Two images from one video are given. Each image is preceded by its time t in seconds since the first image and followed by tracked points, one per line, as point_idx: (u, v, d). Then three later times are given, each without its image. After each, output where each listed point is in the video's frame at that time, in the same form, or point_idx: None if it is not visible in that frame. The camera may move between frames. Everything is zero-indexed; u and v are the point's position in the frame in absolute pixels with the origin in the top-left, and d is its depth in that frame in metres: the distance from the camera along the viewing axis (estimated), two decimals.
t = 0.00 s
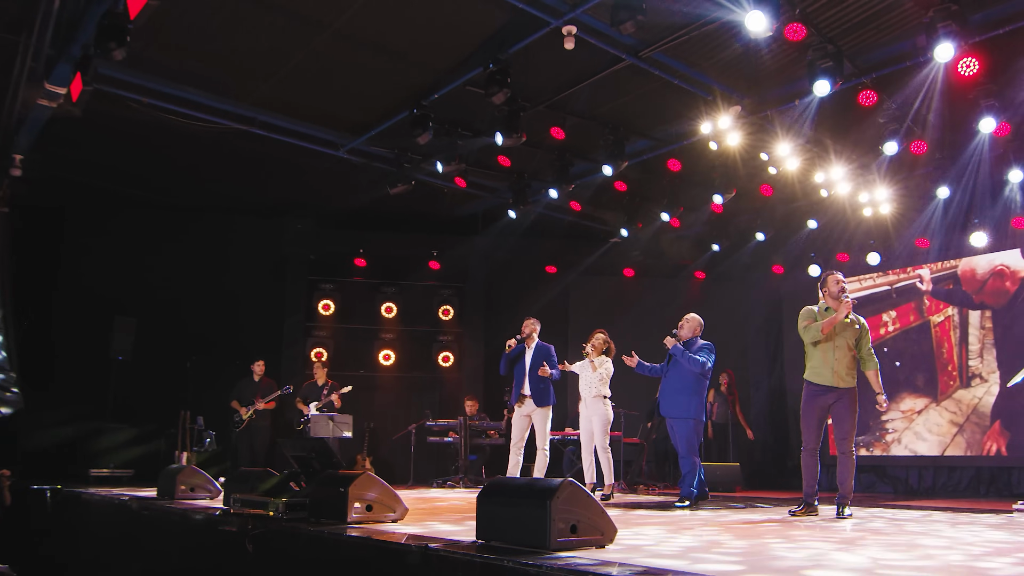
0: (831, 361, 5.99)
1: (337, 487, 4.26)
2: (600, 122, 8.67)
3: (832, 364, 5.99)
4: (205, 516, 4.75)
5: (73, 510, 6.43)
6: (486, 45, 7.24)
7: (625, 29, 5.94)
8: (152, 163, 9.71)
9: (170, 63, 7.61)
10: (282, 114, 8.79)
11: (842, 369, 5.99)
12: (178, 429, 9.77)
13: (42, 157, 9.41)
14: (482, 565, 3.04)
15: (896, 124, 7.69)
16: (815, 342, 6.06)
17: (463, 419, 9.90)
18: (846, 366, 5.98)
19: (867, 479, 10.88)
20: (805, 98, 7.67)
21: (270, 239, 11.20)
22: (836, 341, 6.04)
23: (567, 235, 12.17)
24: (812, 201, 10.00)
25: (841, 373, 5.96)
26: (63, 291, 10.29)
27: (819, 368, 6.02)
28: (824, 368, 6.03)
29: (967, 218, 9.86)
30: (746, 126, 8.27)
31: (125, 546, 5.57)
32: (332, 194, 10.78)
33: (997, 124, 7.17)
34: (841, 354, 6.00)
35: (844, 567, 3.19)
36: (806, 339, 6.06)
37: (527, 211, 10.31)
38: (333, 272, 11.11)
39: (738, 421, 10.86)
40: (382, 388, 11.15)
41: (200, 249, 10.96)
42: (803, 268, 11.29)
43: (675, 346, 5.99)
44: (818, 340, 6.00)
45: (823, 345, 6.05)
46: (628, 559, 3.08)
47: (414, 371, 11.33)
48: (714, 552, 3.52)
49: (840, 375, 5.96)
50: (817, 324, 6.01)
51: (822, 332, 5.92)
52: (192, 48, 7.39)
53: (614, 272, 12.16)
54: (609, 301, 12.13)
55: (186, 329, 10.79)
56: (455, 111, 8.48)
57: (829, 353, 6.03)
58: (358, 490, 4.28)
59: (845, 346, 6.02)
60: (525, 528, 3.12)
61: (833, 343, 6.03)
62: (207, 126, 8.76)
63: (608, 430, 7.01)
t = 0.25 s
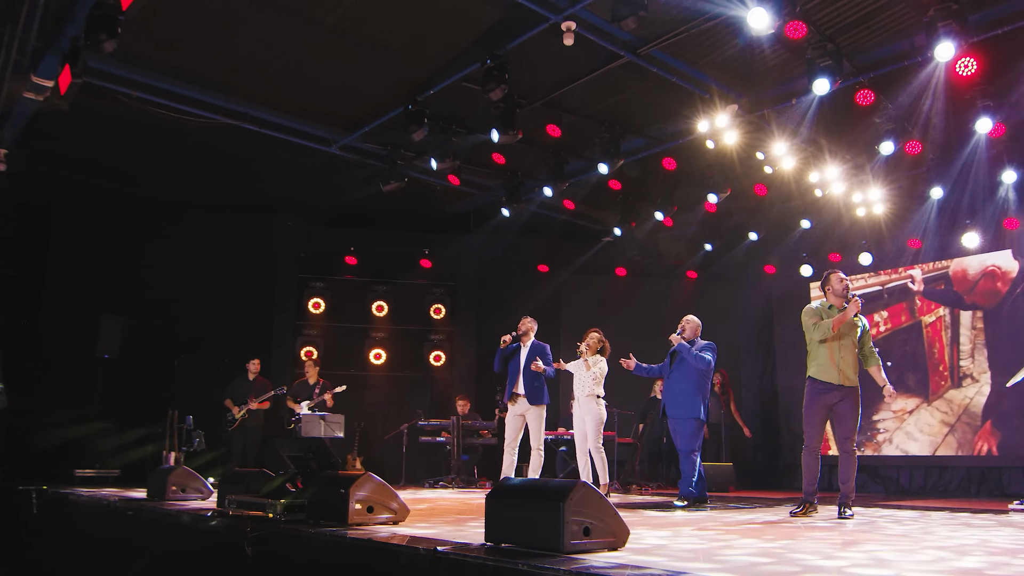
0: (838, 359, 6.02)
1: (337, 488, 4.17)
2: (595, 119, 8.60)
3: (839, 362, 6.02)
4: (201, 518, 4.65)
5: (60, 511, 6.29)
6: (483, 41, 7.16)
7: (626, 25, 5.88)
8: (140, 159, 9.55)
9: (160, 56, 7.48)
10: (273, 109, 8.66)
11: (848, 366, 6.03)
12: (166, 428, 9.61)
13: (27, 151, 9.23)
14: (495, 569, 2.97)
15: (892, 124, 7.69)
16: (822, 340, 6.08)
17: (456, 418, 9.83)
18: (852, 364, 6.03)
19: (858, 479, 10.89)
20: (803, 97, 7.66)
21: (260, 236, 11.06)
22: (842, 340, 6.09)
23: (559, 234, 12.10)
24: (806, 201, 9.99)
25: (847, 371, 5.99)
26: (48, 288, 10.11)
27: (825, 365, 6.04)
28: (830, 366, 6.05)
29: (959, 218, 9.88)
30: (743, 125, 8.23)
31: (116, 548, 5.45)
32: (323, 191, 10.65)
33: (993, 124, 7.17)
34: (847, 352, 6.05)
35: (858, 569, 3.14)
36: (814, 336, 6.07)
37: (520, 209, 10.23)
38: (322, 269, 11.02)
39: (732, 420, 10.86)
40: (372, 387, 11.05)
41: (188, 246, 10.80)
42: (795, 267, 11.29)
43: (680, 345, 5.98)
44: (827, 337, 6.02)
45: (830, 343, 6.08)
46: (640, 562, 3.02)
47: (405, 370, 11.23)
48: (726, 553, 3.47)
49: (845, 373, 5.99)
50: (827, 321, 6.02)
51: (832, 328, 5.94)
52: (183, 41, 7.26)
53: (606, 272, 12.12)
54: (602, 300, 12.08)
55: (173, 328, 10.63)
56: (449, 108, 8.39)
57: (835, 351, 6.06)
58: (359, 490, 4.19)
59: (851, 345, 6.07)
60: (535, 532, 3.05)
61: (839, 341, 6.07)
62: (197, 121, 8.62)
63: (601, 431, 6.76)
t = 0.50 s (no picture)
0: (835, 365, 6.00)
1: (336, 490, 4.10)
2: (589, 118, 8.55)
3: (837, 367, 6.00)
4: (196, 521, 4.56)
5: (44, 513, 6.14)
6: (479, 38, 7.09)
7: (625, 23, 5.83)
8: (125, 155, 9.38)
9: (148, 50, 7.33)
10: (263, 105, 8.53)
11: (844, 372, 6.02)
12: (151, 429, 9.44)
13: (9, 145, 9.03)
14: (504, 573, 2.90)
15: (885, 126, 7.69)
16: (820, 346, 6.05)
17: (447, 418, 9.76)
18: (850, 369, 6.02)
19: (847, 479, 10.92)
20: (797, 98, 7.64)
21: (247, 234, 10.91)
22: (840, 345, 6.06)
23: (550, 234, 12.05)
24: (797, 202, 10.01)
25: (845, 376, 5.98)
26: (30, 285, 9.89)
27: (822, 370, 6.02)
28: (827, 371, 6.04)
29: (948, 221, 9.93)
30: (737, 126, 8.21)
31: (103, 551, 5.32)
32: (311, 188, 10.52)
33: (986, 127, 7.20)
34: (845, 357, 6.02)
35: (870, 572, 3.10)
36: (812, 341, 6.04)
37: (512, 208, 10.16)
38: (310, 268, 10.93)
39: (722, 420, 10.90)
40: (361, 387, 10.94)
41: (174, 243, 10.63)
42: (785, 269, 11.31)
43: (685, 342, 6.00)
44: (826, 344, 5.97)
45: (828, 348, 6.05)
46: (651, 566, 2.96)
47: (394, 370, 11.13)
48: (733, 556, 3.43)
49: (843, 377, 5.98)
50: (826, 328, 5.96)
51: (831, 336, 5.89)
52: (172, 34, 7.12)
53: (596, 272, 12.08)
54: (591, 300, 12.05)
55: (158, 326, 10.45)
56: (442, 105, 8.30)
57: (833, 356, 6.03)
58: (358, 493, 4.12)
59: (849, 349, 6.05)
60: (545, 535, 2.99)
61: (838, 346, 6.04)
62: (185, 116, 8.47)
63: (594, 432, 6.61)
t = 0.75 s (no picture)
0: (830, 365, 6.01)
1: (336, 490, 4.05)
2: (584, 117, 8.52)
3: (832, 368, 6.01)
4: (193, 520, 4.49)
5: (31, 514, 6.01)
6: (475, 35, 7.03)
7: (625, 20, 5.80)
8: (114, 150, 9.24)
9: (139, 43, 7.21)
10: (255, 101, 8.42)
11: (840, 372, 6.02)
12: (139, 428, 9.31)
13: None
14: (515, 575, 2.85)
15: (880, 125, 7.71)
16: (815, 347, 6.07)
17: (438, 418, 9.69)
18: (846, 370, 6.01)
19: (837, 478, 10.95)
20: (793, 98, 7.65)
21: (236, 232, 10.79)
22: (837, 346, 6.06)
23: (541, 233, 12.01)
24: (789, 202, 10.03)
25: (840, 376, 5.98)
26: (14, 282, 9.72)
27: (817, 371, 6.04)
28: (823, 372, 6.04)
29: (939, 221, 9.97)
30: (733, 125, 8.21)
31: (93, 552, 5.21)
32: (302, 186, 10.42)
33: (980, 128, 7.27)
34: (841, 358, 6.02)
35: (881, 572, 3.07)
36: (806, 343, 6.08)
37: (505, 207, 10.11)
38: (301, 266, 10.79)
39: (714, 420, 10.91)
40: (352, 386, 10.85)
41: (161, 240, 10.49)
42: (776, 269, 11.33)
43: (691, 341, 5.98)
44: (820, 345, 6.01)
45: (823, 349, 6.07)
46: (663, 568, 2.91)
47: (385, 369, 11.05)
48: (741, 557, 3.39)
49: (838, 378, 5.98)
50: (819, 330, 6.00)
51: (824, 337, 5.92)
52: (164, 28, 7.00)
53: (588, 271, 12.07)
54: (583, 299, 12.02)
55: (146, 324, 10.31)
56: (436, 103, 8.23)
57: (829, 356, 6.05)
58: (359, 493, 4.07)
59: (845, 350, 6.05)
60: (555, 536, 2.94)
61: (833, 347, 6.04)
62: (175, 111, 8.35)
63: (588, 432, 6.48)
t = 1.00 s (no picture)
0: (811, 364, 5.98)
1: (321, 489, 3.95)
2: (567, 113, 8.47)
3: (813, 367, 5.98)
4: (174, 519, 4.35)
5: None
6: (460, 28, 6.95)
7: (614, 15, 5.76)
8: (86, 141, 9.02)
9: (115, 31, 7.03)
10: (233, 93, 8.26)
11: (820, 370, 5.99)
12: (110, 426, 9.10)
13: None
14: (513, 575, 2.79)
15: (862, 126, 7.77)
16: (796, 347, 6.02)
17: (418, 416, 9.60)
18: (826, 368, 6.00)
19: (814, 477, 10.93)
20: (777, 97, 7.68)
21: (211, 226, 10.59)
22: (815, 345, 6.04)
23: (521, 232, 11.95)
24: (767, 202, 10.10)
25: (822, 374, 5.95)
26: None
27: (799, 371, 5.99)
28: (804, 371, 6.00)
29: (915, 222, 10.10)
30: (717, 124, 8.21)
31: (65, 552, 5.07)
32: (280, 180, 10.26)
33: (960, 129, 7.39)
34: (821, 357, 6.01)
35: (878, 571, 3.05)
36: (788, 343, 6.02)
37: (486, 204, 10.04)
38: (278, 262, 10.63)
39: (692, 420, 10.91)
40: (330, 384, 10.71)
41: (134, 234, 10.27)
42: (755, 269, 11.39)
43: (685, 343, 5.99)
44: (802, 345, 5.95)
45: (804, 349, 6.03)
46: (662, 568, 2.87)
47: (362, 367, 10.93)
48: (736, 557, 3.35)
49: (820, 375, 5.95)
50: (801, 329, 5.95)
51: (807, 336, 5.87)
52: (141, 16, 6.83)
53: (567, 270, 12.04)
54: (563, 298, 11.99)
55: (118, 320, 10.09)
56: (419, 97, 8.13)
57: (809, 356, 6.02)
58: (347, 492, 3.98)
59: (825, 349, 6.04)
60: (554, 534, 2.89)
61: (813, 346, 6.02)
62: (151, 101, 8.16)
63: (572, 430, 6.42)
